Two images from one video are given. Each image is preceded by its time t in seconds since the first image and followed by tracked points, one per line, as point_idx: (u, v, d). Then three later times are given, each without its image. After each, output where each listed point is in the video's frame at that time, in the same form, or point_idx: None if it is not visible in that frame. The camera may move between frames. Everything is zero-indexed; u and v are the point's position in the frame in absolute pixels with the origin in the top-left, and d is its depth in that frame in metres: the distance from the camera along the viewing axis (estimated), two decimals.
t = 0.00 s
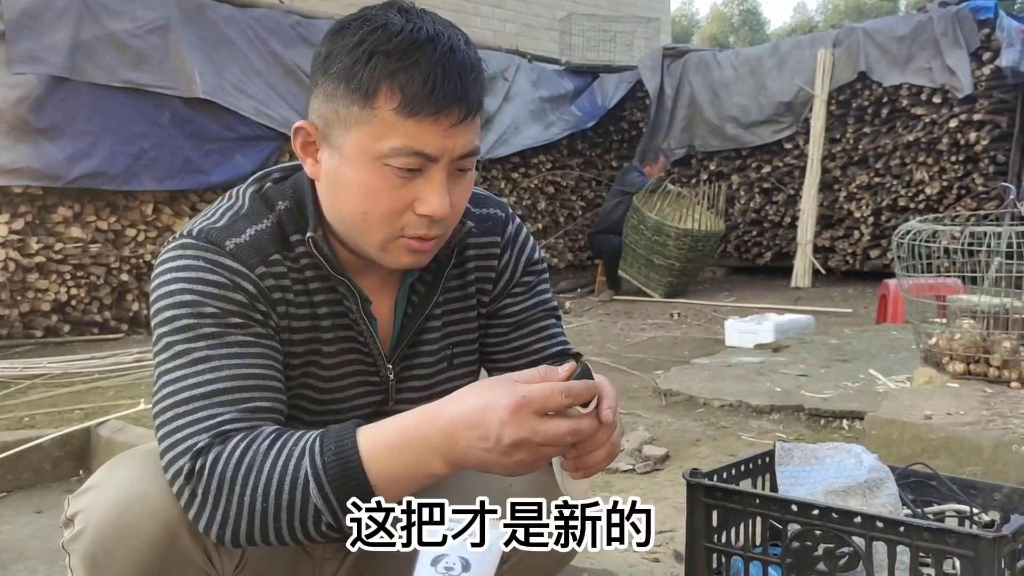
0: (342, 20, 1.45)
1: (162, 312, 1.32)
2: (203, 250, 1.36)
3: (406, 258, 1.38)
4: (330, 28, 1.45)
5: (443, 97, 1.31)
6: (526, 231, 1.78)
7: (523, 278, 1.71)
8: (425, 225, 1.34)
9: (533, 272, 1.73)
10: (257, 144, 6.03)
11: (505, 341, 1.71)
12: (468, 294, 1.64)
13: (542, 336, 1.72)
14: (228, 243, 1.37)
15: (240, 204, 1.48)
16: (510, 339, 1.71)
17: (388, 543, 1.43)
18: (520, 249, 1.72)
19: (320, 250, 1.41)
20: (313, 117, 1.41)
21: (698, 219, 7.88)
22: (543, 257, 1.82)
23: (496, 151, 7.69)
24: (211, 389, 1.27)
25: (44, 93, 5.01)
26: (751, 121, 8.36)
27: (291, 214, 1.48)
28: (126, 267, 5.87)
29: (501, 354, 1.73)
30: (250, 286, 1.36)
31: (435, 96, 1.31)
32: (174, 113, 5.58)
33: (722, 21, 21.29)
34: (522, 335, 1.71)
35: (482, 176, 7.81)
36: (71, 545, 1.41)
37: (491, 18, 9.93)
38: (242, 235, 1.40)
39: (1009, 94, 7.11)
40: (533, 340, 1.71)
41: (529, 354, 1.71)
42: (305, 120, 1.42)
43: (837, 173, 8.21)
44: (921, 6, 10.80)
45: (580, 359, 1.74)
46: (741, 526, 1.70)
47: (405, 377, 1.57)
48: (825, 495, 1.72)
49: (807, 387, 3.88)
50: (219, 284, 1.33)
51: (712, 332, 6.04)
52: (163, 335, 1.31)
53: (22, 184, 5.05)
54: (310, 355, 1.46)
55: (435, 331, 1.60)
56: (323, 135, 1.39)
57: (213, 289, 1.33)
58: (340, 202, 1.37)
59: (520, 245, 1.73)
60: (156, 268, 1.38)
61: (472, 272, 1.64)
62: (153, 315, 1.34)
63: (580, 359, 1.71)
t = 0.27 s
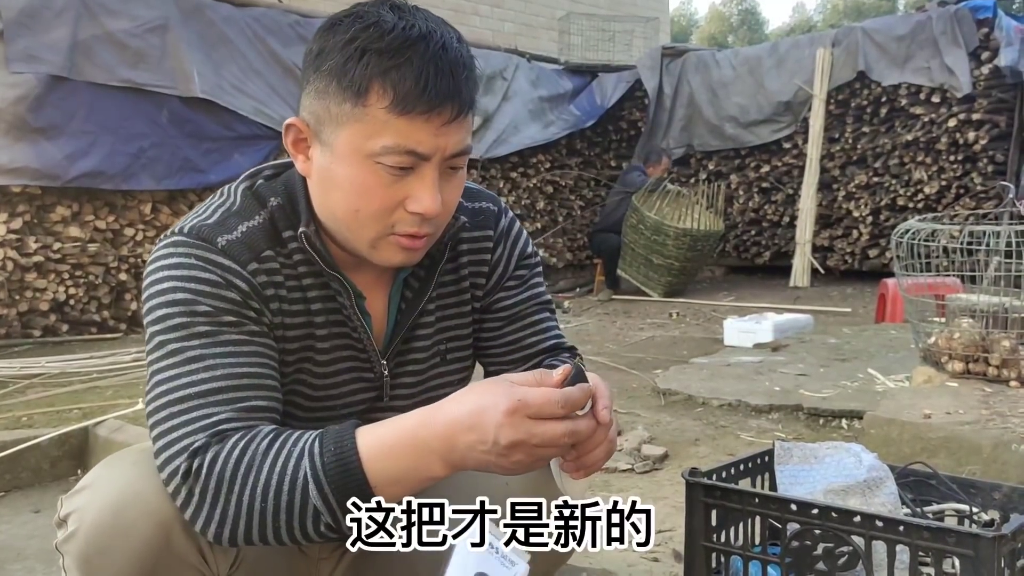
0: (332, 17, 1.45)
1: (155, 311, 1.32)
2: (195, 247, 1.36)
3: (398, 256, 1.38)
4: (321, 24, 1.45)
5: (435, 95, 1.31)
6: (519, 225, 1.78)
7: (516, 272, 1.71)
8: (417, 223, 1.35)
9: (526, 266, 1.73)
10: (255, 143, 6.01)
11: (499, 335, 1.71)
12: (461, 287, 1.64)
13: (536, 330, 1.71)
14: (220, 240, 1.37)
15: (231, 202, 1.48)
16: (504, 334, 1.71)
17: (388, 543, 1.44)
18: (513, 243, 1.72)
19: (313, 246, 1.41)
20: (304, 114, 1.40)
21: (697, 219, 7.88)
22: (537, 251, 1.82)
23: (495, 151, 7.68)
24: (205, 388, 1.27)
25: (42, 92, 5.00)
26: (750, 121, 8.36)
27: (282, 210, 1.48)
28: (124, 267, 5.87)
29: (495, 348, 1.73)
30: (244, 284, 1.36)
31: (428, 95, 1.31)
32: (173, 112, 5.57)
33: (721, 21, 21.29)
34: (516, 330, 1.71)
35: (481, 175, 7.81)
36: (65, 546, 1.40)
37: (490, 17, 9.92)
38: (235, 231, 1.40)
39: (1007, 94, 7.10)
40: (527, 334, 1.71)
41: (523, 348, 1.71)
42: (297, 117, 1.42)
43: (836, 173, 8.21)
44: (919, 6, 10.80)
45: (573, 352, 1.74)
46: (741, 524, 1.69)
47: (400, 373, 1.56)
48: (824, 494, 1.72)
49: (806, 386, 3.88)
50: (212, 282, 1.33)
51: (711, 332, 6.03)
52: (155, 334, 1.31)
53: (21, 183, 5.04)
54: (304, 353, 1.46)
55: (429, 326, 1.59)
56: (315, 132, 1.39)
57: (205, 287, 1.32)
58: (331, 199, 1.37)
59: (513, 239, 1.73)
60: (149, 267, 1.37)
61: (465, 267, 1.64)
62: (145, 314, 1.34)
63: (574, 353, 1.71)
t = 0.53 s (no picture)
0: (329, 14, 1.44)
1: (150, 309, 1.32)
2: (191, 245, 1.35)
3: (394, 254, 1.38)
4: (318, 21, 1.44)
5: (432, 94, 1.31)
6: (517, 223, 1.78)
7: (515, 270, 1.71)
8: (413, 222, 1.35)
9: (524, 264, 1.73)
10: (255, 142, 6.00)
11: (498, 334, 1.71)
12: (460, 285, 1.63)
13: (535, 328, 1.71)
14: (216, 238, 1.37)
15: (227, 199, 1.47)
16: (503, 332, 1.71)
17: (388, 543, 1.44)
18: (512, 241, 1.72)
19: (310, 244, 1.41)
20: (300, 111, 1.40)
21: (697, 218, 7.88)
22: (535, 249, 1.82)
23: (495, 150, 7.68)
24: (200, 387, 1.27)
25: (41, 92, 4.99)
26: (749, 120, 8.35)
27: (279, 207, 1.47)
28: (123, 266, 5.86)
29: (493, 347, 1.73)
30: (239, 282, 1.36)
31: (425, 94, 1.30)
32: (172, 111, 5.57)
33: (720, 20, 21.29)
34: (514, 328, 1.70)
35: (480, 175, 7.80)
36: (61, 546, 1.40)
37: (489, 17, 9.92)
38: (231, 229, 1.40)
39: (1007, 93, 7.10)
40: (526, 333, 1.71)
41: (522, 347, 1.71)
42: (293, 114, 1.41)
43: (836, 172, 8.21)
44: (918, 5, 10.81)
45: (572, 350, 1.74)
46: (741, 524, 1.69)
47: (397, 372, 1.56)
48: (824, 494, 1.72)
49: (806, 386, 3.87)
50: (207, 280, 1.33)
51: (710, 331, 6.03)
52: (151, 332, 1.31)
53: (20, 182, 5.04)
54: (301, 351, 1.45)
55: (427, 324, 1.59)
56: (311, 130, 1.38)
57: (202, 285, 1.32)
58: (327, 197, 1.37)
59: (512, 237, 1.72)
60: (144, 266, 1.37)
61: (464, 264, 1.64)
62: (141, 313, 1.34)
63: (573, 351, 1.71)
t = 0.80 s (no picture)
0: (336, 12, 1.44)
1: (149, 308, 1.32)
2: (190, 244, 1.35)
3: (394, 254, 1.38)
4: (323, 20, 1.44)
5: (436, 97, 1.31)
6: (519, 223, 1.78)
7: (517, 270, 1.71)
8: (413, 223, 1.34)
9: (527, 264, 1.73)
10: (255, 142, 6.00)
11: (500, 334, 1.71)
12: (463, 285, 1.63)
13: (537, 329, 1.71)
14: (216, 236, 1.37)
15: (229, 198, 1.47)
16: (506, 333, 1.71)
17: (388, 543, 1.43)
18: (514, 241, 1.72)
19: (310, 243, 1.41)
20: (304, 109, 1.40)
21: (697, 218, 7.88)
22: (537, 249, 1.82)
23: (495, 150, 7.68)
24: (195, 385, 1.27)
25: (41, 91, 4.99)
26: (749, 120, 8.35)
27: (280, 206, 1.47)
28: (123, 265, 5.86)
29: (496, 347, 1.73)
30: (239, 281, 1.35)
31: (429, 96, 1.30)
32: (172, 111, 5.56)
33: (720, 20, 21.29)
34: (517, 328, 1.70)
35: (480, 174, 7.80)
36: (61, 546, 1.40)
37: (489, 16, 9.92)
38: (232, 228, 1.40)
39: (1007, 93, 7.10)
40: (529, 334, 1.71)
41: (524, 348, 1.71)
42: (296, 112, 1.41)
43: (836, 172, 8.21)
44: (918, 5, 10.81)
45: (574, 351, 1.75)
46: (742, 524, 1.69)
47: (398, 372, 1.55)
48: (824, 493, 1.71)
49: (806, 386, 3.87)
50: (205, 278, 1.33)
51: (710, 331, 6.02)
52: (149, 331, 1.31)
53: (20, 182, 5.03)
54: (302, 350, 1.45)
55: (428, 324, 1.58)
56: (314, 128, 1.38)
57: (198, 284, 1.32)
58: (328, 196, 1.36)
59: (514, 238, 1.72)
60: (145, 265, 1.37)
61: (466, 264, 1.63)
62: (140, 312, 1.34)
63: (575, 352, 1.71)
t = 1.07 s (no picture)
0: (338, 12, 1.43)
1: (151, 307, 1.32)
2: (191, 243, 1.35)
3: (394, 254, 1.38)
4: (324, 19, 1.44)
5: (438, 98, 1.30)
6: (519, 222, 1.78)
7: (517, 270, 1.71)
8: (413, 223, 1.34)
9: (528, 264, 1.73)
10: (254, 142, 5.99)
11: (501, 334, 1.70)
12: (463, 284, 1.63)
13: (538, 329, 1.71)
14: (217, 235, 1.36)
15: (230, 197, 1.47)
16: (506, 332, 1.70)
17: (388, 543, 1.43)
18: (514, 241, 1.72)
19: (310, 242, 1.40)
20: (304, 108, 1.39)
21: (696, 217, 7.88)
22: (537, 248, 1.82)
23: (495, 149, 7.68)
24: (198, 385, 1.27)
25: (40, 91, 4.99)
26: (749, 120, 8.35)
27: (280, 206, 1.47)
28: (122, 265, 5.86)
29: (497, 347, 1.72)
30: (240, 280, 1.35)
31: (431, 97, 1.30)
32: (171, 110, 5.56)
33: (719, 20, 21.27)
34: (516, 328, 1.70)
35: (480, 174, 7.80)
36: (61, 546, 1.40)
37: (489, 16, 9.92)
38: (234, 227, 1.39)
39: (1007, 93, 7.11)
40: (530, 334, 1.71)
41: (525, 348, 1.71)
42: (297, 111, 1.41)
43: (835, 172, 8.21)
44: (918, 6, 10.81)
45: (575, 351, 1.75)
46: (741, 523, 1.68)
47: (398, 372, 1.55)
48: (824, 493, 1.71)
49: (806, 385, 3.87)
50: (207, 278, 1.32)
51: (710, 331, 6.02)
52: (150, 331, 1.31)
53: (19, 181, 5.03)
54: (302, 350, 1.45)
55: (428, 324, 1.58)
56: (314, 128, 1.38)
57: (200, 284, 1.32)
58: (329, 196, 1.36)
59: (514, 237, 1.72)
60: (146, 264, 1.37)
61: (467, 263, 1.63)
62: (141, 311, 1.34)
63: (575, 352, 1.71)
